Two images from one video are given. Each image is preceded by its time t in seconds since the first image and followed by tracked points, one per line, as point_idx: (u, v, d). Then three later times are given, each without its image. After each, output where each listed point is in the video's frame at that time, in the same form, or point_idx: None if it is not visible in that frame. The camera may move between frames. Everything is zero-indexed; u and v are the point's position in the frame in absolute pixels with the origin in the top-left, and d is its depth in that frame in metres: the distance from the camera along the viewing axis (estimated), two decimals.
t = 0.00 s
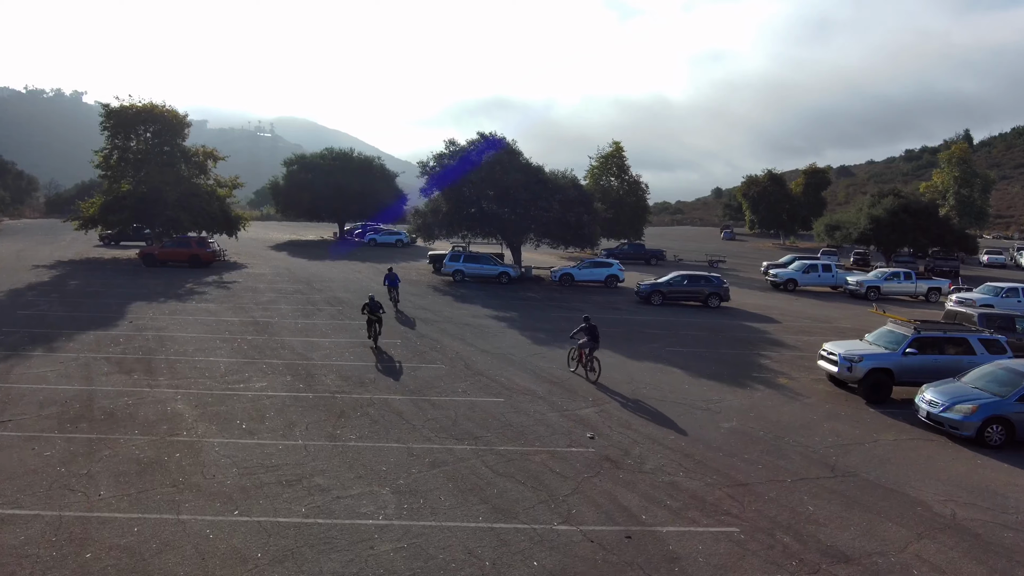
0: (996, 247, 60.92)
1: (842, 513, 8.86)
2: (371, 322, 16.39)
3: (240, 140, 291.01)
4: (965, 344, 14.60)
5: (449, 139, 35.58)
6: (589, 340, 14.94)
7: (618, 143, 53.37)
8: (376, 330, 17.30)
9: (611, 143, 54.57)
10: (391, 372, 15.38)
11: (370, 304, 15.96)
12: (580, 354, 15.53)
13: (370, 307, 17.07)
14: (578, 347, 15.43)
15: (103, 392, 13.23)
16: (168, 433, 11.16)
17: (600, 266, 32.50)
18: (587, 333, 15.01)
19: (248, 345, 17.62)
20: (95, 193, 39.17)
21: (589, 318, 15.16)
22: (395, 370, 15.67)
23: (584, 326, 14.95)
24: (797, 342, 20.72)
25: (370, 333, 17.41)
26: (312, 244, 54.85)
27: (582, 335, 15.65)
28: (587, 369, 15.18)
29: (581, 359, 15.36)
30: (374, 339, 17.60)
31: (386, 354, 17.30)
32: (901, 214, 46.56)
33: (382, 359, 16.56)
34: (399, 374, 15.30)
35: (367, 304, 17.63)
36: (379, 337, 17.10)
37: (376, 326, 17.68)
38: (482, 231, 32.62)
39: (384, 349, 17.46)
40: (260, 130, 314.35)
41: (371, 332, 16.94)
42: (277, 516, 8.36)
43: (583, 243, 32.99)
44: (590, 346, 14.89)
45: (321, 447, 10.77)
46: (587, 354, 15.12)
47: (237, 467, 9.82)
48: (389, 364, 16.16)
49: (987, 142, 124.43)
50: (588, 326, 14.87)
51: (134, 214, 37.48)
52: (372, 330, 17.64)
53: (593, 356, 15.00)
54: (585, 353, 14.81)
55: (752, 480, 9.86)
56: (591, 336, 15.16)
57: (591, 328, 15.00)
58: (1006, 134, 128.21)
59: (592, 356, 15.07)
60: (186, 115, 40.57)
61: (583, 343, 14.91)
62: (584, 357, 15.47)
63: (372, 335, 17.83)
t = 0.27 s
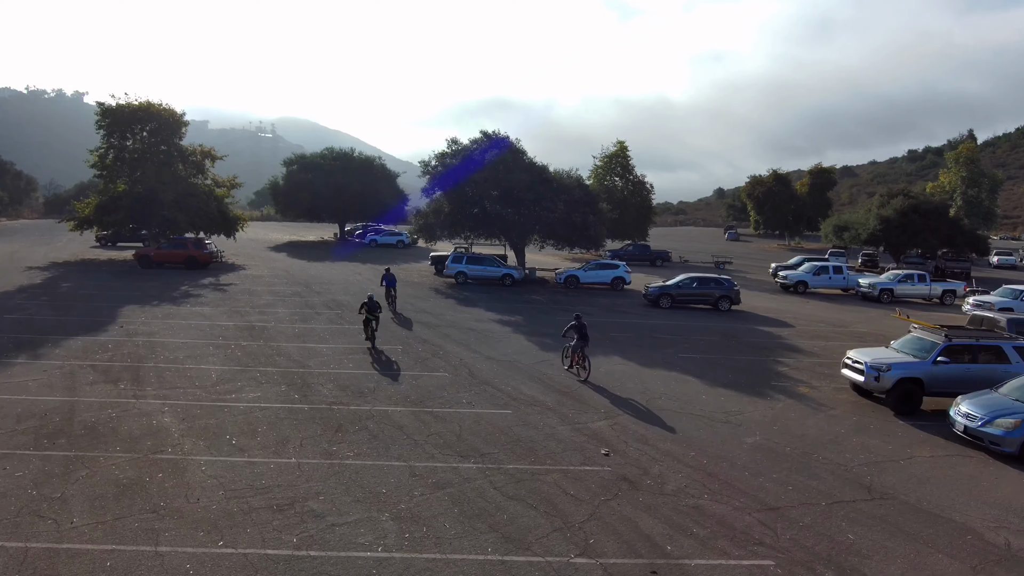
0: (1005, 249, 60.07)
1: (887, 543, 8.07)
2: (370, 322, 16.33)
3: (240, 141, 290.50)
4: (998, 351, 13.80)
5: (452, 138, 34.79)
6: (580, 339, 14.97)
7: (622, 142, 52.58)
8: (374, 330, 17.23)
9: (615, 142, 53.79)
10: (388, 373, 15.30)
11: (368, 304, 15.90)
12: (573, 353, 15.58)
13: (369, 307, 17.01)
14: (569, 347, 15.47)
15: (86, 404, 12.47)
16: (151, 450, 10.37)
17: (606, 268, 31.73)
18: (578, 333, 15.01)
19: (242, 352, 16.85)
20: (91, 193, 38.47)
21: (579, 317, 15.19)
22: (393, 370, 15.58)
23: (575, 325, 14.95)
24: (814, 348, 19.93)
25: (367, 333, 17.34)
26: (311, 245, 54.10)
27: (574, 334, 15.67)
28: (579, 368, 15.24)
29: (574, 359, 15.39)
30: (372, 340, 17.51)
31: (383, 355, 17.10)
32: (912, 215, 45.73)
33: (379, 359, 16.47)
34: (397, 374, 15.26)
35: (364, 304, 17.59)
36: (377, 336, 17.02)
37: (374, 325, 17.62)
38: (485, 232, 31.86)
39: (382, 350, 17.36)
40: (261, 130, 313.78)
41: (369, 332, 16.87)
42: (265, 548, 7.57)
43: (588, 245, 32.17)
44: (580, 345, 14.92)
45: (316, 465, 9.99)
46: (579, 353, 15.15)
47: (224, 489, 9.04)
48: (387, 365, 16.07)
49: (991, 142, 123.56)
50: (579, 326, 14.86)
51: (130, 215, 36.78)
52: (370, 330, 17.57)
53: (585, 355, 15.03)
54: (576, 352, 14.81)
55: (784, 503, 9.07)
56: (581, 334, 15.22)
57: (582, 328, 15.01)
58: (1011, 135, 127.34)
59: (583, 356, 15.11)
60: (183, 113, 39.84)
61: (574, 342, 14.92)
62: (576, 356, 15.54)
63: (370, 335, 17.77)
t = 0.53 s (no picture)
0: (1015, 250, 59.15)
1: None
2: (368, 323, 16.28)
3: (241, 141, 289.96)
4: None
5: (454, 136, 33.99)
6: (571, 338, 15.07)
7: (626, 141, 51.75)
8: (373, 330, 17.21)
9: (619, 142, 52.98)
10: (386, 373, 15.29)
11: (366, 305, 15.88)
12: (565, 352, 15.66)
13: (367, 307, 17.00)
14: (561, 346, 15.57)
15: (66, 417, 11.67)
16: (131, 471, 9.56)
17: (613, 270, 30.93)
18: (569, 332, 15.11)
19: (234, 359, 16.05)
20: (85, 193, 37.76)
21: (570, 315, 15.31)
22: (390, 370, 15.58)
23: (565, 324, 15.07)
24: (832, 354, 19.11)
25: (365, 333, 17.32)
26: (311, 246, 53.30)
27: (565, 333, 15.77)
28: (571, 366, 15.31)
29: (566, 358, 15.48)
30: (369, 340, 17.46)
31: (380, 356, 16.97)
32: (922, 215, 44.85)
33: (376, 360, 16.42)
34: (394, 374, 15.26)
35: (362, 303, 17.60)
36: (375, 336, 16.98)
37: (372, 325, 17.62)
38: (488, 232, 31.09)
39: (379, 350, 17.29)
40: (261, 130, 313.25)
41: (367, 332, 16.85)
42: None
43: (594, 246, 31.32)
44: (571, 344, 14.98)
45: (309, 488, 9.17)
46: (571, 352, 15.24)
47: (206, 517, 8.22)
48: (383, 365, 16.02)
49: (997, 142, 122.59)
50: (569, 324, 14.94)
51: (125, 215, 36.06)
52: (367, 330, 17.54)
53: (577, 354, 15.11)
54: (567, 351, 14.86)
55: (823, 533, 8.24)
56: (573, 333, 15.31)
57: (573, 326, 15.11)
58: (1016, 135, 126.38)
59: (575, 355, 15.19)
60: (180, 112, 39.10)
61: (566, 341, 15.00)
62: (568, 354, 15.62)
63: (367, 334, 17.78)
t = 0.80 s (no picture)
0: None
1: None
2: (365, 323, 16.17)
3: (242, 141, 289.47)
4: None
5: (457, 135, 33.17)
6: (565, 335, 15.15)
7: (631, 140, 50.89)
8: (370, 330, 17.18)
9: (624, 141, 52.12)
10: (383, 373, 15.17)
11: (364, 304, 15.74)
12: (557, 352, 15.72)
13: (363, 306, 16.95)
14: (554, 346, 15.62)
15: (41, 433, 10.84)
16: (105, 496, 8.73)
17: (620, 272, 30.11)
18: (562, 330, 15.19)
19: (226, 367, 15.22)
20: (80, 193, 36.99)
21: (563, 314, 15.46)
22: (387, 370, 15.46)
23: (559, 322, 15.15)
24: (853, 361, 18.26)
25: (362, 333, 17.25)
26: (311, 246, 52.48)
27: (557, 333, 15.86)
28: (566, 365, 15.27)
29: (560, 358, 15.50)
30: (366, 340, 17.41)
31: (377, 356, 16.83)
32: (934, 216, 43.96)
33: (372, 360, 16.33)
34: (391, 374, 15.18)
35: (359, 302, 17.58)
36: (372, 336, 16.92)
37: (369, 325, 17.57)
38: (491, 233, 30.31)
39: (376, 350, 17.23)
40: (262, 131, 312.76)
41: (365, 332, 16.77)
42: None
43: (601, 248, 30.45)
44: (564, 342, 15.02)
45: (300, 517, 8.35)
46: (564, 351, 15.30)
47: (185, 552, 7.39)
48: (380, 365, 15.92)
49: (1002, 142, 121.58)
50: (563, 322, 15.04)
51: (120, 216, 35.30)
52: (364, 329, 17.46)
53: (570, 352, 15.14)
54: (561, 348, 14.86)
55: (870, 569, 7.41)
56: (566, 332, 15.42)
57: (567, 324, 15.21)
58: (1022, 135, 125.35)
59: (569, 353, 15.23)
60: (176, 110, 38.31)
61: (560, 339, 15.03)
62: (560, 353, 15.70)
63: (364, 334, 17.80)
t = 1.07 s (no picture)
0: None
1: None
2: (362, 324, 16.14)
3: (243, 142, 288.94)
4: None
5: (460, 134, 32.33)
6: (557, 335, 15.22)
7: (636, 139, 50.03)
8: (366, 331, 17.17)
9: (629, 140, 51.28)
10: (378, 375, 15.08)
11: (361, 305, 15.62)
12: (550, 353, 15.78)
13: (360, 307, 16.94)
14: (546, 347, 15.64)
15: (10, 453, 10.01)
16: (73, 528, 7.89)
17: (627, 275, 29.24)
18: (554, 330, 15.25)
19: (217, 378, 14.39)
20: (74, 193, 36.21)
21: (554, 315, 15.62)
22: (382, 372, 15.37)
23: (551, 322, 15.22)
24: (875, 370, 17.39)
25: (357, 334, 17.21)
26: (311, 247, 51.71)
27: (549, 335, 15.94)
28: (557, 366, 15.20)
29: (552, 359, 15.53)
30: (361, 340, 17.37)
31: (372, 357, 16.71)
32: (946, 216, 43.03)
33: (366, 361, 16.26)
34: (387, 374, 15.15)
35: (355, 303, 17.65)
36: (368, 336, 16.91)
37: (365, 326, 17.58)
38: (494, 233, 29.50)
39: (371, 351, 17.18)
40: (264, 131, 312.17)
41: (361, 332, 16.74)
42: None
43: (608, 250, 29.52)
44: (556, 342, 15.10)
45: (287, 552, 7.49)
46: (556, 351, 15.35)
47: None
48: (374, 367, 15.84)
49: (1008, 142, 120.51)
50: (555, 321, 15.12)
51: (114, 216, 34.52)
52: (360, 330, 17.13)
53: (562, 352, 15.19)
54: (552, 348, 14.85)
55: None
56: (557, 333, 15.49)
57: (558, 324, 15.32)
58: None
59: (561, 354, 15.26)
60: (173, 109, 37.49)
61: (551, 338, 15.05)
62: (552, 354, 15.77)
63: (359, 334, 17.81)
